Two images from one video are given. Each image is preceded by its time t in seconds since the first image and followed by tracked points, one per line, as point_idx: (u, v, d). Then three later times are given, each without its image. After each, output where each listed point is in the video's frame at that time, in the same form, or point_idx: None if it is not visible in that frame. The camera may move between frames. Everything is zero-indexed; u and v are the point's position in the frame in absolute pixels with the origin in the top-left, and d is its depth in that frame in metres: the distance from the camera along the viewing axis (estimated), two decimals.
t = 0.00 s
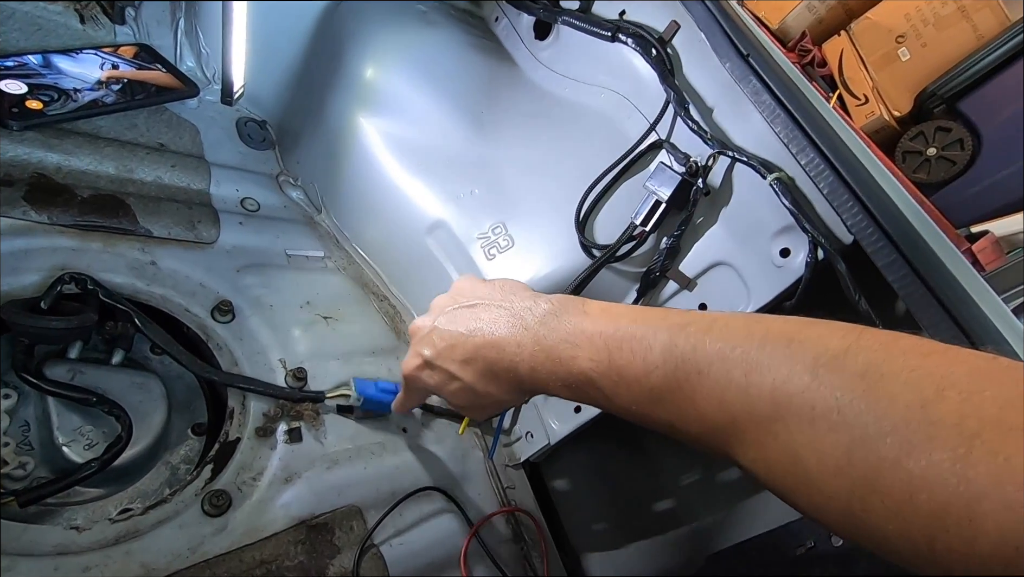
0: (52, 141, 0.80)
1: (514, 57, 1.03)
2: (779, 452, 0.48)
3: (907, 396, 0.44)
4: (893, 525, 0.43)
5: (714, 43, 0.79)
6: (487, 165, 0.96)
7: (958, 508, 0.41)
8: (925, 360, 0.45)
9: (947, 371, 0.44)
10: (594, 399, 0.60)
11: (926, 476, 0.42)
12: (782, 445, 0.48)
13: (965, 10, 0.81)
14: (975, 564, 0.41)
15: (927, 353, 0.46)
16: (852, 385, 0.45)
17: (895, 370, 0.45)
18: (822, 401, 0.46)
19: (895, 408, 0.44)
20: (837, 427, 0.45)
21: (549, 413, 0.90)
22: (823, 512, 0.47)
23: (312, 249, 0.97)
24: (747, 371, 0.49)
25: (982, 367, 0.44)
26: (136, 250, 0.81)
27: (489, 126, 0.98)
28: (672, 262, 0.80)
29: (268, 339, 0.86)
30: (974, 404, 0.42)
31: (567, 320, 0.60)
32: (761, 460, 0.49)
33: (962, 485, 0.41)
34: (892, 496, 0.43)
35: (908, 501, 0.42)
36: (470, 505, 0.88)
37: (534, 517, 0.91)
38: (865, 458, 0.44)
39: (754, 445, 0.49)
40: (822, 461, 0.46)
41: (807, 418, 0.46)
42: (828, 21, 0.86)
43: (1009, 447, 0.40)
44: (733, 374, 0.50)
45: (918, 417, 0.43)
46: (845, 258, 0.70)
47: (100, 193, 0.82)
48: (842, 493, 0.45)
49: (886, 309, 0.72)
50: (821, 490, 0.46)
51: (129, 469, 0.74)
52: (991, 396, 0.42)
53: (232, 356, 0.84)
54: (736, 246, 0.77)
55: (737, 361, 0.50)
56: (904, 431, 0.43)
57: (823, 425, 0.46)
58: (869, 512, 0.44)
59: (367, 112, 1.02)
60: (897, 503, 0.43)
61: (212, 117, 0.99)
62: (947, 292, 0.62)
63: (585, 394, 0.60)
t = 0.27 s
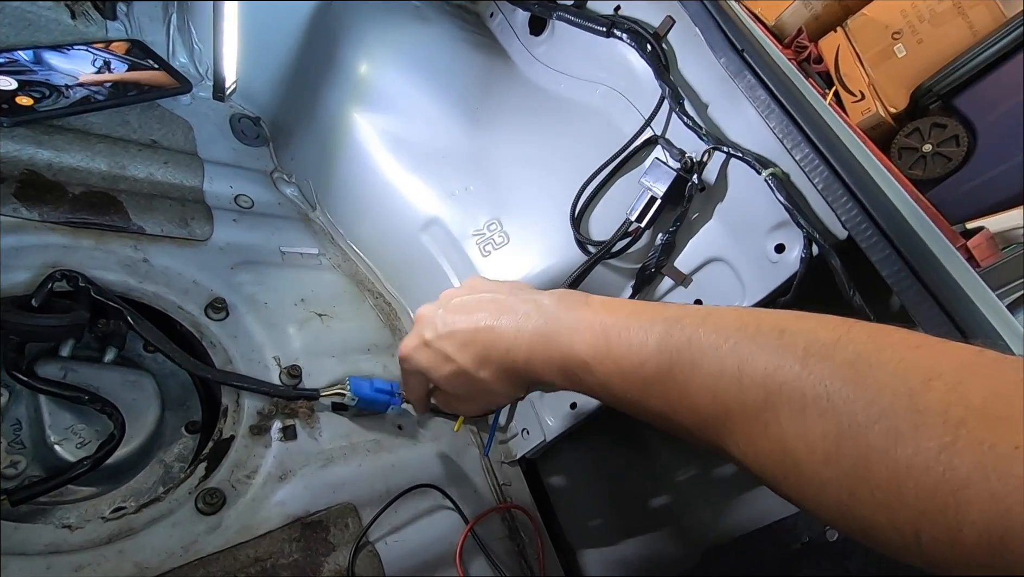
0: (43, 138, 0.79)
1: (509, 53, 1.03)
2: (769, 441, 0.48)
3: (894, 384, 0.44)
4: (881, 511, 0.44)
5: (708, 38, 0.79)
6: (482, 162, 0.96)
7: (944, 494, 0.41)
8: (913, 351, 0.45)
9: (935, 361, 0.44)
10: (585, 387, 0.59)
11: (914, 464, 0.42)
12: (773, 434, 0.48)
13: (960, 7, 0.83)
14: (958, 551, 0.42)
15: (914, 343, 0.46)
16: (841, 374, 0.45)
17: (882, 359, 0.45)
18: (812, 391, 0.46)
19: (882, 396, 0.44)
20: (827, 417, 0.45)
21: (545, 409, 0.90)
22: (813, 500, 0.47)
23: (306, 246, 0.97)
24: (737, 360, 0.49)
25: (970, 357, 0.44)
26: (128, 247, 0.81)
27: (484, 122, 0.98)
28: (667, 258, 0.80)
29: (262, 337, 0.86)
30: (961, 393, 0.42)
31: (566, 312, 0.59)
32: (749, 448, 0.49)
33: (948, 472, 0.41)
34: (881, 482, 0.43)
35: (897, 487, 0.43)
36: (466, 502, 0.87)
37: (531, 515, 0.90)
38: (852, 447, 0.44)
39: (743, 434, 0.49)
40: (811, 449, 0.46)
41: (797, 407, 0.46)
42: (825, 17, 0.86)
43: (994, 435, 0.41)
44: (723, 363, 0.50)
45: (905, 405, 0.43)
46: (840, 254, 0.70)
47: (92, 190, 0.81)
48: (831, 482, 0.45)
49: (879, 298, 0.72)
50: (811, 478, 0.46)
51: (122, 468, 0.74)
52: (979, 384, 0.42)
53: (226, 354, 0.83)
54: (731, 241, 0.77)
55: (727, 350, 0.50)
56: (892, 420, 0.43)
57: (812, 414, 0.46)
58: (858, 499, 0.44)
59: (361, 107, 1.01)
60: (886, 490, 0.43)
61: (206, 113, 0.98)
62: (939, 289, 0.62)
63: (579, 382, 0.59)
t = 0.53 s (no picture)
0: (37, 137, 0.79)
1: (506, 51, 1.02)
2: (742, 450, 0.51)
3: (849, 391, 0.48)
4: (846, 511, 0.47)
5: (705, 36, 0.79)
6: (479, 160, 0.96)
7: (897, 492, 0.45)
8: (867, 362, 0.50)
9: (883, 370, 0.49)
10: (568, 408, 0.61)
11: (871, 465, 0.46)
12: (745, 443, 0.51)
13: (956, 5, 0.83)
14: (915, 547, 0.45)
15: (864, 355, 0.50)
16: (803, 384, 0.50)
17: (839, 369, 0.49)
18: (777, 402, 0.50)
19: (839, 403, 0.48)
20: (793, 426, 0.49)
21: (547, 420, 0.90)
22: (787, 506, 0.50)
23: (303, 245, 0.96)
24: (712, 374, 0.53)
25: (921, 366, 0.49)
26: (124, 246, 0.81)
27: (481, 121, 0.98)
28: (665, 256, 0.80)
29: (260, 336, 0.85)
30: (908, 397, 0.47)
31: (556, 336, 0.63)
32: (726, 459, 0.53)
33: (901, 471, 0.45)
34: (843, 483, 0.47)
35: (856, 487, 0.46)
36: (464, 501, 0.87)
37: (528, 512, 0.91)
38: (815, 451, 0.48)
39: (720, 444, 0.52)
40: (780, 455, 0.49)
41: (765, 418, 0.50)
42: (822, 14, 0.86)
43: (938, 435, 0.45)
44: (699, 377, 0.53)
45: (860, 412, 0.47)
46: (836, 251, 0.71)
47: (87, 189, 0.81)
48: (800, 487, 0.48)
49: (874, 298, 0.72)
50: (782, 485, 0.50)
51: (119, 468, 0.74)
52: (921, 390, 0.47)
53: (223, 354, 0.83)
54: (728, 239, 0.77)
55: (703, 365, 0.54)
56: (850, 425, 0.47)
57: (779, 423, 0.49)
58: (824, 502, 0.47)
59: (357, 106, 1.01)
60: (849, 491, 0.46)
61: (201, 112, 0.97)
62: (936, 285, 0.62)
63: (562, 401, 0.61)
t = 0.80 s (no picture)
0: (34, 137, 0.79)
1: (503, 51, 1.03)
2: (729, 452, 0.53)
3: (826, 392, 0.50)
4: (826, 509, 0.48)
5: (702, 36, 0.79)
6: (477, 161, 0.96)
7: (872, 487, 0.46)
8: (847, 365, 0.51)
9: (861, 373, 0.50)
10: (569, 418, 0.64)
11: (847, 462, 0.47)
12: (730, 445, 0.53)
13: (954, 4, 0.82)
14: (893, 542, 0.46)
15: (844, 359, 0.52)
16: (785, 386, 0.52)
17: (818, 372, 0.51)
18: (760, 405, 0.52)
19: (817, 403, 0.50)
20: (775, 427, 0.51)
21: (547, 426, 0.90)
22: (775, 507, 0.52)
23: (300, 245, 0.96)
24: (699, 380, 0.56)
25: (901, 369, 0.50)
26: (122, 246, 0.81)
27: (479, 122, 0.98)
28: (662, 256, 0.80)
29: (257, 337, 0.86)
30: (882, 397, 0.48)
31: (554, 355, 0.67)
32: (715, 462, 0.54)
33: (874, 468, 0.46)
34: (822, 481, 0.48)
35: (834, 484, 0.48)
36: (463, 501, 0.87)
37: (525, 511, 0.90)
38: (796, 450, 0.50)
39: (708, 447, 0.54)
40: (764, 456, 0.51)
41: (749, 420, 0.52)
42: (819, 14, 0.86)
43: (912, 432, 0.46)
44: (687, 383, 0.56)
45: (837, 412, 0.49)
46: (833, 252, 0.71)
47: (84, 190, 0.81)
48: (783, 486, 0.50)
49: (872, 297, 0.71)
50: (767, 486, 0.51)
51: (116, 469, 0.73)
52: (896, 390, 0.49)
53: (220, 353, 0.83)
54: (725, 239, 0.77)
55: (692, 372, 0.56)
56: (827, 424, 0.49)
57: (762, 424, 0.51)
58: (805, 501, 0.49)
59: (355, 107, 1.01)
60: (828, 489, 0.48)
61: (198, 112, 0.98)
62: (931, 284, 0.62)
63: (563, 408, 0.64)
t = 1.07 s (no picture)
0: (34, 139, 0.79)
1: (502, 51, 1.03)
2: (730, 443, 0.53)
3: (831, 384, 0.50)
4: (829, 500, 0.49)
5: (702, 36, 0.79)
6: (476, 161, 0.96)
7: (876, 482, 0.46)
8: (849, 358, 0.51)
9: (865, 366, 0.50)
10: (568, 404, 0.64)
11: (850, 456, 0.47)
12: (732, 436, 0.53)
13: (953, 4, 0.83)
14: (894, 535, 0.46)
15: (848, 352, 0.52)
16: (789, 378, 0.52)
17: (823, 364, 0.51)
18: (763, 397, 0.52)
19: (821, 395, 0.50)
20: (778, 419, 0.51)
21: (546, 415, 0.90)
22: (776, 497, 0.52)
23: (301, 246, 0.96)
24: (702, 368, 0.55)
25: (903, 362, 0.51)
26: (122, 248, 0.81)
27: (479, 122, 0.98)
28: (662, 256, 0.80)
29: (258, 337, 0.86)
30: (885, 390, 0.49)
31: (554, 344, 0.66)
32: (715, 452, 0.54)
33: (878, 462, 0.46)
34: (824, 473, 0.48)
35: (837, 477, 0.48)
36: (465, 501, 0.87)
37: (526, 511, 0.90)
38: (799, 443, 0.50)
39: (709, 437, 0.54)
40: (766, 447, 0.51)
41: (751, 412, 0.52)
42: (818, 14, 0.86)
43: (916, 428, 0.46)
44: (690, 372, 0.56)
45: (841, 405, 0.49)
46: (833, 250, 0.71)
47: (84, 191, 0.81)
48: (785, 477, 0.50)
49: (872, 297, 0.72)
50: (769, 477, 0.52)
51: (117, 469, 0.74)
52: (899, 384, 0.49)
53: (221, 354, 0.83)
54: (726, 239, 0.77)
55: (695, 360, 0.56)
56: (831, 418, 0.49)
57: (764, 416, 0.51)
58: (807, 492, 0.49)
59: (355, 108, 1.01)
60: (831, 481, 0.48)
61: (199, 113, 0.97)
62: (932, 284, 0.63)
63: (563, 400, 0.64)
